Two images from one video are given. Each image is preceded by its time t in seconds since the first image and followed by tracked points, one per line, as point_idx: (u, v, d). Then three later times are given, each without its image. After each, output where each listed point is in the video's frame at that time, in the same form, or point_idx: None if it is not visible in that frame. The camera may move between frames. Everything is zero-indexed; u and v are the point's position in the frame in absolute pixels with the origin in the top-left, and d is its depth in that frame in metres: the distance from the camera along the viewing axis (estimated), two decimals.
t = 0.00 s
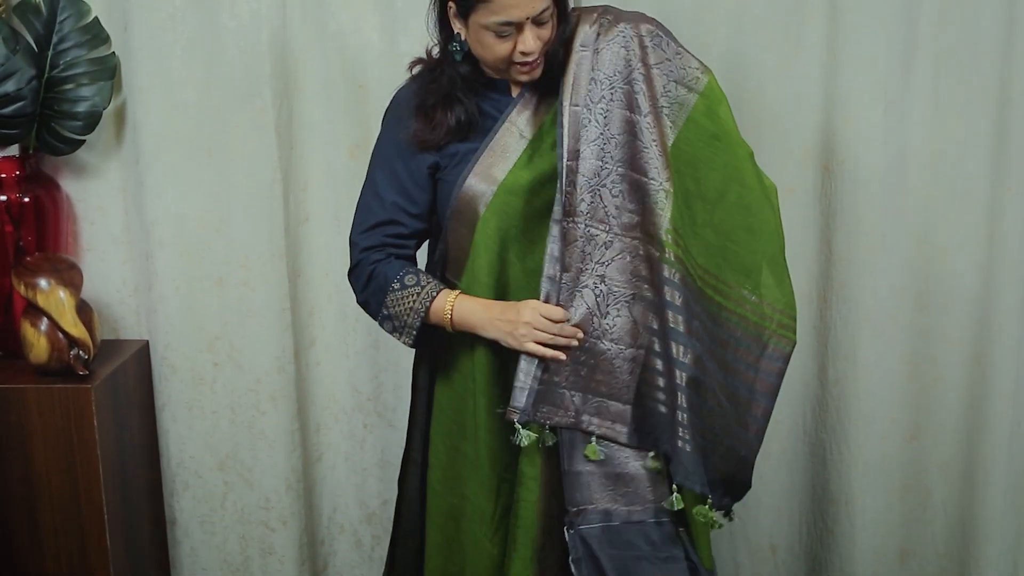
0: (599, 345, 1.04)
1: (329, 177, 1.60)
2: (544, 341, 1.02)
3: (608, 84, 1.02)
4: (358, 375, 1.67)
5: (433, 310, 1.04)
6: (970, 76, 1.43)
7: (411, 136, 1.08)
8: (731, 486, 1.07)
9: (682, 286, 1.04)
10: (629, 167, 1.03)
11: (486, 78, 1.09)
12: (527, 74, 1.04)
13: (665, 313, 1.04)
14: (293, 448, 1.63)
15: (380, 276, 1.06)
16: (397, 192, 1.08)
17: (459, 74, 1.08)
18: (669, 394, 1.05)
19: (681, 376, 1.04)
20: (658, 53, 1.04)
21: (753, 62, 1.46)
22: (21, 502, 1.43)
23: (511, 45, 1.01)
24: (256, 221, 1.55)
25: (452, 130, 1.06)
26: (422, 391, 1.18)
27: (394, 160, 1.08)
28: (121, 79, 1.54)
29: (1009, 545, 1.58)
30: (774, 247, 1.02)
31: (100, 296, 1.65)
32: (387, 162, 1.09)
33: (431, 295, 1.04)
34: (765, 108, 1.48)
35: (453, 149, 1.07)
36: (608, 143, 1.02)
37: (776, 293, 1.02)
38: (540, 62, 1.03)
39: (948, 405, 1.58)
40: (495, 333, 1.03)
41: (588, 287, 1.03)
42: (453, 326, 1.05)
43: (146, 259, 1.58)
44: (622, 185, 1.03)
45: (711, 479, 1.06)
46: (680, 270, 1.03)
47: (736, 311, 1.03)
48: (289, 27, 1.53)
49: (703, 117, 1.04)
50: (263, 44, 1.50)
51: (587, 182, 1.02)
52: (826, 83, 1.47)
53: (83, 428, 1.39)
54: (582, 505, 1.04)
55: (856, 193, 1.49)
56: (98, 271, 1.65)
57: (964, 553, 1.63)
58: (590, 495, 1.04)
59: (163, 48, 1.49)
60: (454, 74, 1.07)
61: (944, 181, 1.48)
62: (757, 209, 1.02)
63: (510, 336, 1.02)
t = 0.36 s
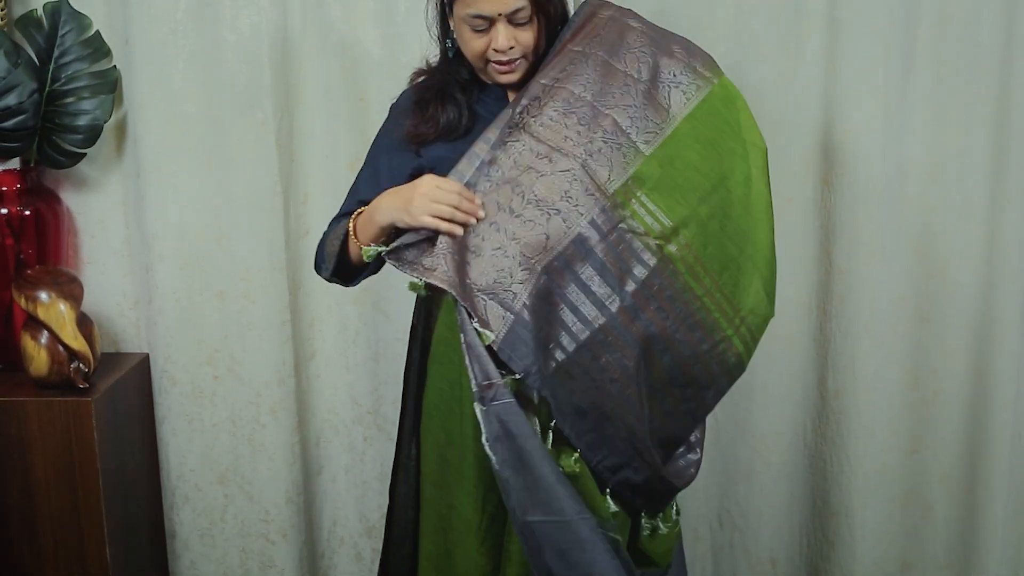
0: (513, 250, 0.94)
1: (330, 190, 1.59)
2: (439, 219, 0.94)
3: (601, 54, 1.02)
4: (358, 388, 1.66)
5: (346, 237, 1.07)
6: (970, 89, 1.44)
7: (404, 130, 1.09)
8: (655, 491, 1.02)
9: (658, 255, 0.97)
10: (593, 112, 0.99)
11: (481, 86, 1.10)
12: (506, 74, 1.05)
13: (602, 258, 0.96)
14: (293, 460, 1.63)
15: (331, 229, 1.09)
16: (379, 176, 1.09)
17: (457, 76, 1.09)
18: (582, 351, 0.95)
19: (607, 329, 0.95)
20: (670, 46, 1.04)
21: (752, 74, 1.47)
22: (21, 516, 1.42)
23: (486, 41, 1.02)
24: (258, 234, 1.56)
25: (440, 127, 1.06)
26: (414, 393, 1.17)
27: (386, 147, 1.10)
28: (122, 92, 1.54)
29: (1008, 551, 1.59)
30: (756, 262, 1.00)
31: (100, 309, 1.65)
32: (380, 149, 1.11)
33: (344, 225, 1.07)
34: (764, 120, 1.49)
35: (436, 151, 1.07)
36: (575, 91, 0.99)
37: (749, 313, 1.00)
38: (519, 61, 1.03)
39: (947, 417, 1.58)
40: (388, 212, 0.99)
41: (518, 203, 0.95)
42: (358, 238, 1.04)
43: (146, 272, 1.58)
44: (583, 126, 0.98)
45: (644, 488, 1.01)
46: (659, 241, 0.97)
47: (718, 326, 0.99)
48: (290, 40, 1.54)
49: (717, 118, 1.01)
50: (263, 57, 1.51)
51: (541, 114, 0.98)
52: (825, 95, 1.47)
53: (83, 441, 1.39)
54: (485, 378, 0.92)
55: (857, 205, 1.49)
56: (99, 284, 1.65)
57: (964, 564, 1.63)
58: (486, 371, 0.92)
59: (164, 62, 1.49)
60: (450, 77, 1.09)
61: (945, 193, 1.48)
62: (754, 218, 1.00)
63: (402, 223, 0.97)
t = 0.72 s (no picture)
0: (516, 283, 1.04)
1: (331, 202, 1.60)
2: (438, 251, 0.98)
3: (573, 61, 1.06)
4: (358, 400, 1.66)
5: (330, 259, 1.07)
6: (968, 101, 1.44)
7: (397, 151, 1.09)
8: (726, 491, 1.08)
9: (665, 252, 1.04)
10: (572, 124, 1.03)
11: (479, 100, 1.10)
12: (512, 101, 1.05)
13: (608, 273, 1.03)
14: (294, 472, 1.63)
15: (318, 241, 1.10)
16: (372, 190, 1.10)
17: (452, 96, 1.08)
18: (597, 367, 1.04)
19: (625, 339, 1.04)
20: (640, 36, 1.06)
21: (751, 85, 1.47)
22: (20, 528, 1.42)
23: (492, 71, 1.02)
24: (258, 245, 1.56)
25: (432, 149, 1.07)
26: (406, 401, 1.17)
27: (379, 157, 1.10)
28: (123, 103, 1.55)
29: (1010, 565, 1.58)
30: (766, 239, 1.04)
31: (101, 320, 1.65)
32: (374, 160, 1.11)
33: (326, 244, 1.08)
34: (764, 131, 1.49)
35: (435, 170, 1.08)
36: (552, 110, 1.04)
37: (762, 286, 1.05)
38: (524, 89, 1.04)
39: (948, 428, 1.58)
40: (373, 254, 1.01)
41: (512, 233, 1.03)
42: (341, 266, 1.06)
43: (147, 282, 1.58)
44: (565, 141, 1.03)
45: (713, 488, 1.07)
46: (661, 237, 1.03)
47: (730, 304, 1.06)
48: (290, 52, 1.54)
49: (699, 99, 1.04)
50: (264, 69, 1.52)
51: (524, 141, 1.04)
52: (825, 107, 1.48)
53: (83, 452, 1.38)
54: (461, 425, 1.06)
55: (856, 215, 1.49)
56: (99, 295, 1.65)
57: None
58: (466, 420, 1.07)
59: (166, 73, 1.50)
60: (444, 98, 1.08)
61: (944, 205, 1.49)
62: (751, 195, 1.03)
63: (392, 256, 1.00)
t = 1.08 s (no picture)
0: (524, 303, 1.04)
1: (332, 219, 1.60)
2: (575, 222, 1.02)
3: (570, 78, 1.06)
4: (358, 416, 1.66)
5: (439, 245, 1.03)
6: (966, 118, 1.45)
7: (407, 165, 1.09)
8: (717, 503, 1.09)
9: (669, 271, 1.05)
10: (575, 144, 1.05)
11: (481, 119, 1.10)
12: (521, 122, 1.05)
13: (613, 292, 1.03)
14: (293, 487, 1.62)
15: (381, 236, 1.04)
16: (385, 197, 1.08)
17: (455, 113, 1.08)
18: (604, 386, 1.04)
19: (632, 357, 1.04)
20: (638, 53, 1.06)
21: (751, 101, 1.48)
22: (19, 543, 1.42)
23: (504, 93, 1.02)
24: (258, 260, 1.57)
25: (446, 166, 1.08)
26: (414, 417, 1.18)
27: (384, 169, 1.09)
28: (124, 118, 1.55)
29: None
30: (762, 258, 1.03)
31: (101, 335, 1.65)
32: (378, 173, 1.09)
33: (436, 230, 1.03)
34: (762, 147, 1.50)
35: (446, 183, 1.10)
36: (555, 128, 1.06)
37: (758, 303, 1.04)
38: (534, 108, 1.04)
39: (947, 444, 1.58)
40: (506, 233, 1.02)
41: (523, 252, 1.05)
42: (465, 244, 1.02)
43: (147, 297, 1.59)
44: (569, 160, 1.05)
45: (707, 501, 1.08)
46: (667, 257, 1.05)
47: (724, 322, 1.05)
48: (291, 68, 1.54)
49: (695, 119, 1.03)
50: (265, 85, 1.53)
51: (528, 160, 1.06)
52: (824, 123, 1.49)
53: (82, 468, 1.38)
54: (466, 445, 1.06)
55: (855, 230, 1.50)
56: (99, 310, 1.65)
57: None
58: (469, 438, 1.06)
59: (168, 89, 1.51)
60: (448, 114, 1.08)
61: (942, 221, 1.49)
62: (747, 215, 1.03)
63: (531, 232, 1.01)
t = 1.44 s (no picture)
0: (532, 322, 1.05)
1: (332, 237, 1.60)
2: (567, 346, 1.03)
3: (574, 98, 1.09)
4: (358, 435, 1.65)
5: (436, 327, 1.03)
6: (964, 136, 1.46)
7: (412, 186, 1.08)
8: (720, 517, 1.09)
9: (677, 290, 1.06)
10: (583, 163, 1.06)
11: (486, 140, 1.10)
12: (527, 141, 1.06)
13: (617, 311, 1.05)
14: (293, 506, 1.62)
15: (379, 300, 1.04)
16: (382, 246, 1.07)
17: (462, 130, 1.08)
18: (612, 404, 1.03)
19: (641, 375, 1.04)
20: (641, 75, 1.09)
21: (750, 119, 1.49)
22: (19, 562, 1.41)
23: (517, 112, 1.02)
24: (258, 279, 1.57)
25: (452, 183, 1.07)
26: (413, 434, 1.17)
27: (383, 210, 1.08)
28: (125, 137, 1.56)
29: None
30: (762, 278, 1.05)
31: (100, 353, 1.65)
32: (378, 213, 1.08)
33: (436, 311, 1.03)
34: (761, 165, 1.51)
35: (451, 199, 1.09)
36: (564, 147, 1.07)
37: (758, 322, 1.05)
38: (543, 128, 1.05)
39: (948, 461, 1.57)
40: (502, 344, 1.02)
41: (531, 276, 1.05)
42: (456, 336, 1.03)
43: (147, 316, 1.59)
44: (577, 180, 1.05)
45: (714, 516, 1.09)
46: (673, 276, 1.06)
47: (724, 339, 1.07)
48: (292, 86, 1.55)
49: (699, 141, 1.06)
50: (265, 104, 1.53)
51: (537, 181, 1.06)
52: (823, 141, 1.49)
53: (82, 487, 1.38)
54: (472, 462, 1.06)
55: (855, 248, 1.51)
56: (99, 328, 1.65)
57: None
58: (476, 455, 1.06)
59: (169, 108, 1.52)
60: (454, 131, 1.08)
61: (941, 238, 1.50)
62: (748, 234, 1.05)
63: (524, 347, 1.02)
